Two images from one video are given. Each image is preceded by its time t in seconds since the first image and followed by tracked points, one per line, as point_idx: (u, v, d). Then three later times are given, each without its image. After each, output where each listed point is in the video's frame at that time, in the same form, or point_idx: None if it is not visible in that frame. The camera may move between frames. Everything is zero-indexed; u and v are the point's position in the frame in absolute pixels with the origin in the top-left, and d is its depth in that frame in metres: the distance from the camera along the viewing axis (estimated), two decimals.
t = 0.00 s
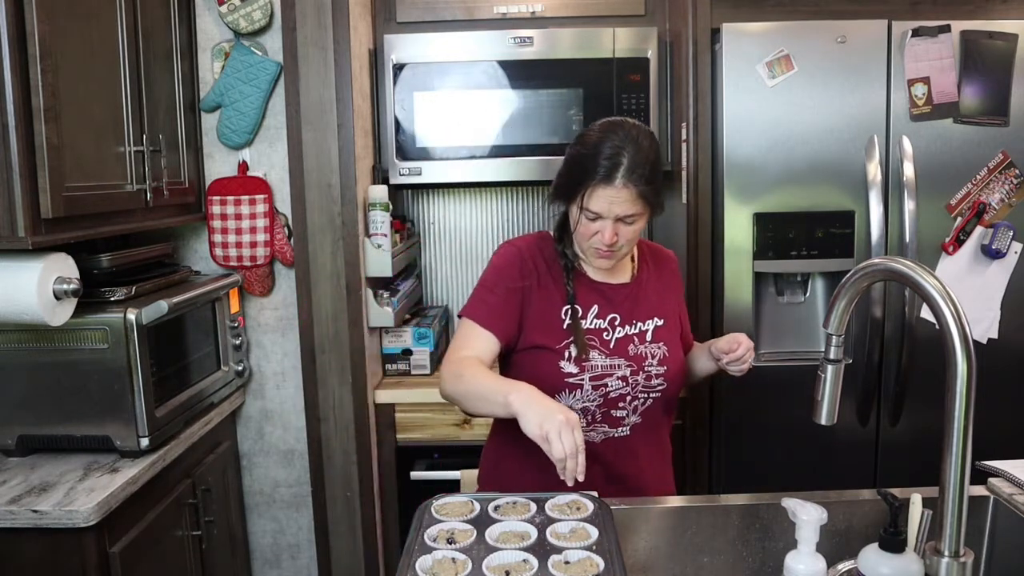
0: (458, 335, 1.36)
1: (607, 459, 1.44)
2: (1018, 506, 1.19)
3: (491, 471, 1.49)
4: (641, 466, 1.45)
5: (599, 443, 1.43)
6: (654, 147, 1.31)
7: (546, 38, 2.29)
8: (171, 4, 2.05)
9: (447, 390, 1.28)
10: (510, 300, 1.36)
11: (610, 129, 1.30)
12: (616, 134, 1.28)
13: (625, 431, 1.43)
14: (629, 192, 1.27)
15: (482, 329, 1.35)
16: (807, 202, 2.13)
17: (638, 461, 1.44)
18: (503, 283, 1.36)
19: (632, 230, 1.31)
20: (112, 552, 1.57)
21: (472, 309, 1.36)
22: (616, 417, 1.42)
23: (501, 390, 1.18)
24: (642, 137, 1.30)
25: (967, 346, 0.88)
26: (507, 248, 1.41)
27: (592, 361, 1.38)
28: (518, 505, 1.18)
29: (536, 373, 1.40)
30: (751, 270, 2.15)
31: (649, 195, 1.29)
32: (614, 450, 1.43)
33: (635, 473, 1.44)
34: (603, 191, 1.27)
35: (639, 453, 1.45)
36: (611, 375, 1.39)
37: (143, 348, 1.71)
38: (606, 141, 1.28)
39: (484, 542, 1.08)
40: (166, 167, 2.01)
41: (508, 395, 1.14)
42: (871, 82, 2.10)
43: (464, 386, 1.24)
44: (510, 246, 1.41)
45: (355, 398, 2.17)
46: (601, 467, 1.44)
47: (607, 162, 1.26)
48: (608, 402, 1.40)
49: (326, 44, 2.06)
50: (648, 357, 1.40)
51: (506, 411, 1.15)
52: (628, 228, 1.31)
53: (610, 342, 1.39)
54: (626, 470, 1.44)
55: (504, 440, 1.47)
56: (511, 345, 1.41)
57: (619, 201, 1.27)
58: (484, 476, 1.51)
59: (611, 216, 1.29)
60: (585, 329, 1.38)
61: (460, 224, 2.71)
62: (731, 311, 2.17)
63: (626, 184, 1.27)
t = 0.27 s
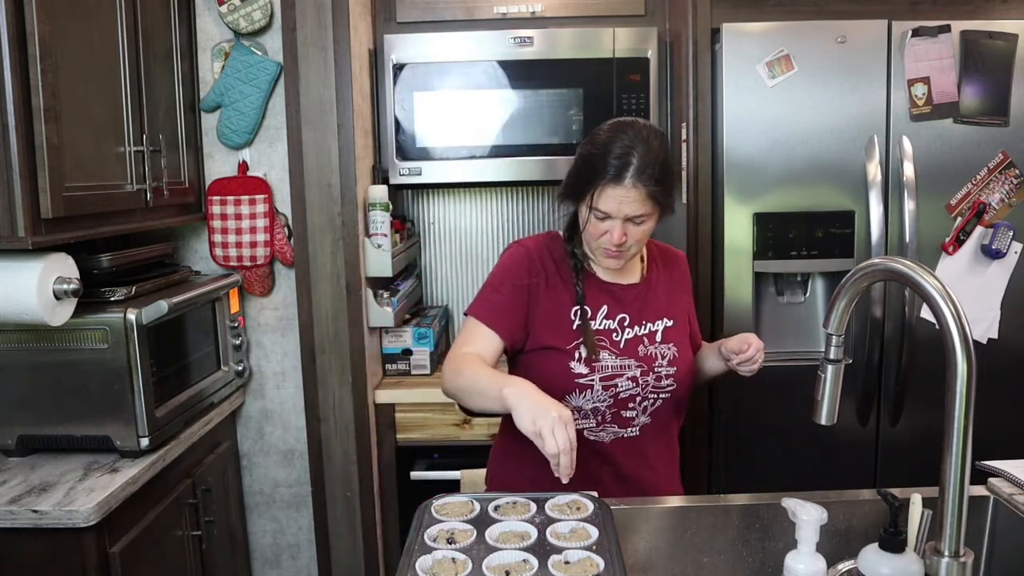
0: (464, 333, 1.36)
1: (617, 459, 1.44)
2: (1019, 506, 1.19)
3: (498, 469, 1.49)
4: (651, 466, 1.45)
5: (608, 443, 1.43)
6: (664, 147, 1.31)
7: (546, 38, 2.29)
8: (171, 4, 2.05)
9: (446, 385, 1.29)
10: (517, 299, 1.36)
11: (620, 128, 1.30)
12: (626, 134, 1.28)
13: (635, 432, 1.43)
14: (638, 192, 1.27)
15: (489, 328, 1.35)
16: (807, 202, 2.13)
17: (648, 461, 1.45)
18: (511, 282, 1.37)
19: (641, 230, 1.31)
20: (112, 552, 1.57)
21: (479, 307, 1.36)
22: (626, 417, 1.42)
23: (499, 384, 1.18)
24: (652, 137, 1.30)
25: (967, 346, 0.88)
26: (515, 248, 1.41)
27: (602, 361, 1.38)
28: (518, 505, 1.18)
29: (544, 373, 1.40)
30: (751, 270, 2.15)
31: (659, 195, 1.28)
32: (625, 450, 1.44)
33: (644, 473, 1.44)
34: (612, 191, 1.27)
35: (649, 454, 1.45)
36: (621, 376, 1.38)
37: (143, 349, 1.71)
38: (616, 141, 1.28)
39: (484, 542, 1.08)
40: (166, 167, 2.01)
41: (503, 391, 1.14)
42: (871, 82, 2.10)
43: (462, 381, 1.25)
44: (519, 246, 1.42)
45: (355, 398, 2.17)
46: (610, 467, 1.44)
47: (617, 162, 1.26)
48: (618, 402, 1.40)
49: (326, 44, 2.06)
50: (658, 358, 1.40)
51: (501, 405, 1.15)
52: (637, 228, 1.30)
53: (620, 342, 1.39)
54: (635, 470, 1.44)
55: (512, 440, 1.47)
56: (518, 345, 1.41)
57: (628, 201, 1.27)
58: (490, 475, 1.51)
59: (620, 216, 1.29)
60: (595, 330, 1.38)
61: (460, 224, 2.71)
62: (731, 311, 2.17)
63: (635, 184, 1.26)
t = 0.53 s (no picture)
0: (467, 331, 1.37)
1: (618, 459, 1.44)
2: (1019, 506, 1.19)
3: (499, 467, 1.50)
4: (653, 468, 1.45)
5: (610, 443, 1.43)
6: (667, 147, 1.31)
7: (546, 38, 2.29)
8: (171, 4, 2.05)
9: (447, 382, 1.29)
10: (519, 298, 1.37)
11: (623, 128, 1.31)
12: (629, 134, 1.29)
13: (636, 433, 1.43)
14: (640, 193, 1.27)
15: (491, 327, 1.35)
16: (806, 202, 2.13)
17: (650, 463, 1.45)
18: (513, 281, 1.37)
19: (643, 230, 1.31)
20: (112, 552, 1.57)
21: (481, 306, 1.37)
22: (627, 418, 1.42)
23: (499, 380, 1.19)
24: (655, 137, 1.30)
25: (967, 346, 0.88)
26: (519, 247, 1.41)
27: (604, 362, 1.38)
28: (518, 505, 1.18)
29: (546, 373, 1.40)
30: (751, 270, 2.15)
31: (661, 195, 1.28)
32: (626, 451, 1.44)
33: (646, 475, 1.45)
34: (615, 191, 1.27)
35: (651, 456, 1.45)
36: (623, 377, 1.38)
37: (143, 349, 1.71)
38: (619, 141, 1.28)
39: (484, 542, 1.08)
40: (166, 167, 2.01)
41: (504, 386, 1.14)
42: (871, 82, 2.10)
43: (463, 377, 1.25)
44: (523, 244, 1.42)
45: (355, 398, 2.17)
46: (611, 467, 1.44)
47: (619, 162, 1.26)
48: (620, 403, 1.40)
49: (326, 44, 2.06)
50: (660, 359, 1.40)
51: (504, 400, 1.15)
52: (639, 228, 1.30)
53: (623, 343, 1.38)
54: (636, 472, 1.44)
55: (513, 439, 1.47)
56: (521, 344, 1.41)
57: (630, 201, 1.27)
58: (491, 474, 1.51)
59: (623, 216, 1.28)
60: (597, 330, 1.38)
61: (460, 224, 2.71)
62: (731, 311, 2.17)
63: (637, 184, 1.26)
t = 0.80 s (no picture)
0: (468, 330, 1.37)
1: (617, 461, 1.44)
2: (1018, 506, 1.19)
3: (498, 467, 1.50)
4: (652, 468, 1.45)
5: (608, 444, 1.43)
6: (668, 148, 1.31)
7: (546, 38, 2.29)
8: (171, 4, 2.05)
9: (450, 384, 1.29)
10: (521, 298, 1.37)
11: (624, 129, 1.31)
12: (630, 135, 1.29)
13: (635, 433, 1.43)
14: (641, 194, 1.26)
15: (492, 326, 1.35)
16: (806, 202, 2.13)
17: (649, 464, 1.45)
18: (515, 281, 1.37)
19: (644, 231, 1.30)
20: (112, 552, 1.57)
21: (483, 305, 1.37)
22: (626, 419, 1.42)
23: (502, 384, 1.18)
24: (656, 138, 1.30)
25: (967, 346, 0.88)
26: (521, 247, 1.41)
27: (603, 363, 1.38)
28: (518, 505, 1.18)
29: (546, 373, 1.41)
30: (751, 270, 2.15)
31: (662, 197, 1.28)
32: (625, 451, 1.44)
33: (644, 476, 1.45)
34: (616, 191, 1.27)
35: (650, 457, 1.45)
36: (622, 377, 1.38)
37: (143, 349, 1.71)
38: (620, 142, 1.28)
39: (484, 542, 1.08)
40: (167, 167, 2.01)
41: (508, 390, 1.14)
42: (871, 82, 2.10)
43: (466, 380, 1.25)
44: (524, 245, 1.42)
45: (355, 398, 2.17)
46: (610, 468, 1.44)
47: (620, 163, 1.27)
48: (619, 404, 1.40)
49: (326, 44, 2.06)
50: (660, 360, 1.40)
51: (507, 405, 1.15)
52: (640, 229, 1.30)
53: (622, 343, 1.38)
54: (635, 474, 1.44)
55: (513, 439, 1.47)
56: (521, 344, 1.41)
57: (630, 202, 1.27)
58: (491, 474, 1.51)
59: (623, 217, 1.28)
60: (597, 331, 1.38)
61: (460, 224, 2.71)
62: (731, 311, 2.17)
63: (638, 185, 1.26)
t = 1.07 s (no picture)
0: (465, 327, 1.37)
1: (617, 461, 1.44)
2: (1019, 506, 1.19)
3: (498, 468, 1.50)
4: (652, 469, 1.45)
5: (608, 444, 1.43)
6: (668, 148, 1.31)
7: (546, 38, 2.29)
8: (171, 4, 2.05)
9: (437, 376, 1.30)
10: (519, 297, 1.37)
11: (624, 129, 1.31)
12: (630, 135, 1.29)
13: (635, 434, 1.43)
14: (640, 194, 1.26)
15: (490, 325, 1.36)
16: (806, 202, 2.13)
17: (648, 465, 1.45)
18: (514, 280, 1.37)
19: (643, 231, 1.30)
20: (112, 552, 1.57)
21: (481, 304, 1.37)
22: (626, 419, 1.42)
23: (483, 376, 1.19)
24: (656, 139, 1.30)
25: (967, 346, 0.88)
26: (521, 246, 1.41)
27: (603, 363, 1.38)
28: (518, 505, 1.18)
29: (545, 372, 1.41)
30: (751, 270, 2.15)
31: (662, 197, 1.28)
32: (625, 451, 1.44)
33: (644, 476, 1.44)
34: (615, 191, 1.27)
35: (649, 458, 1.45)
36: (622, 377, 1.38)
37: (143, 349, 1.71)
38: (619, 142, 1.28)
39: (484, 542, 1.08)
40: (166, 167, 2.01)
41: (486, 383, 1.14)
42: (871, 82, 2.10)
43: (451, 372, 1.25)
44: (524, 243, 1.42)
45: (355, 398, 2.17)
46: (609, 468, 1.44)
47: (620, 162, 1.27)
48: (619, 404, 1.40)
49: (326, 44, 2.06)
50: (660, 360, 1.40)
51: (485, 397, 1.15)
52: (640, 229, 1.30)
53: (623, 343, 1.38)
54: (635, 475, 1.44)
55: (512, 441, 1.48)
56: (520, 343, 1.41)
57: (630, 202, 1.27)
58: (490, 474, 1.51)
59: (623, 217, 1.28)
60: (597, 331, 1.38)
61: (460, 224, 2.71)
62: (731, 311, 2.17)
63: (637, 185, 1.26)
